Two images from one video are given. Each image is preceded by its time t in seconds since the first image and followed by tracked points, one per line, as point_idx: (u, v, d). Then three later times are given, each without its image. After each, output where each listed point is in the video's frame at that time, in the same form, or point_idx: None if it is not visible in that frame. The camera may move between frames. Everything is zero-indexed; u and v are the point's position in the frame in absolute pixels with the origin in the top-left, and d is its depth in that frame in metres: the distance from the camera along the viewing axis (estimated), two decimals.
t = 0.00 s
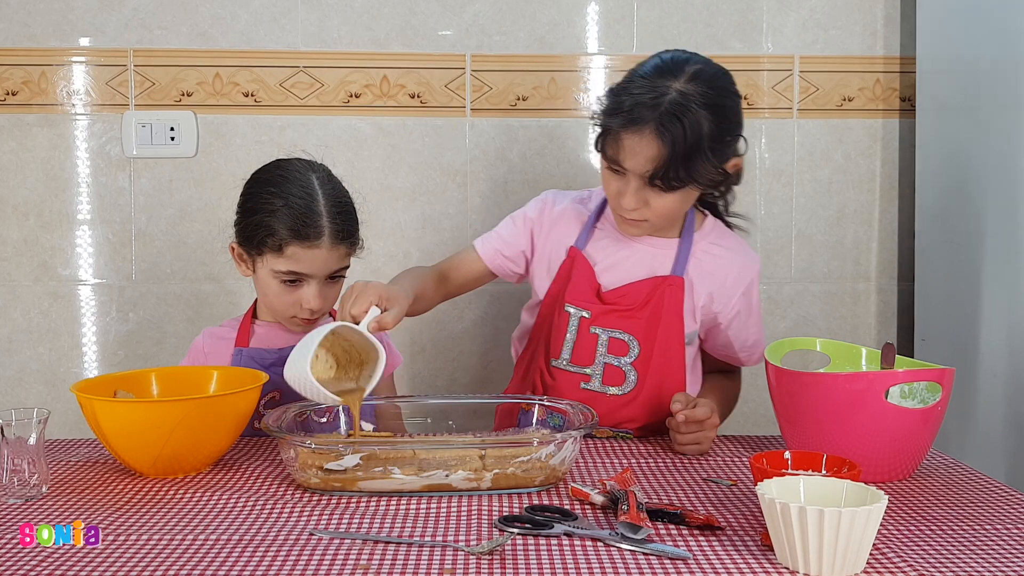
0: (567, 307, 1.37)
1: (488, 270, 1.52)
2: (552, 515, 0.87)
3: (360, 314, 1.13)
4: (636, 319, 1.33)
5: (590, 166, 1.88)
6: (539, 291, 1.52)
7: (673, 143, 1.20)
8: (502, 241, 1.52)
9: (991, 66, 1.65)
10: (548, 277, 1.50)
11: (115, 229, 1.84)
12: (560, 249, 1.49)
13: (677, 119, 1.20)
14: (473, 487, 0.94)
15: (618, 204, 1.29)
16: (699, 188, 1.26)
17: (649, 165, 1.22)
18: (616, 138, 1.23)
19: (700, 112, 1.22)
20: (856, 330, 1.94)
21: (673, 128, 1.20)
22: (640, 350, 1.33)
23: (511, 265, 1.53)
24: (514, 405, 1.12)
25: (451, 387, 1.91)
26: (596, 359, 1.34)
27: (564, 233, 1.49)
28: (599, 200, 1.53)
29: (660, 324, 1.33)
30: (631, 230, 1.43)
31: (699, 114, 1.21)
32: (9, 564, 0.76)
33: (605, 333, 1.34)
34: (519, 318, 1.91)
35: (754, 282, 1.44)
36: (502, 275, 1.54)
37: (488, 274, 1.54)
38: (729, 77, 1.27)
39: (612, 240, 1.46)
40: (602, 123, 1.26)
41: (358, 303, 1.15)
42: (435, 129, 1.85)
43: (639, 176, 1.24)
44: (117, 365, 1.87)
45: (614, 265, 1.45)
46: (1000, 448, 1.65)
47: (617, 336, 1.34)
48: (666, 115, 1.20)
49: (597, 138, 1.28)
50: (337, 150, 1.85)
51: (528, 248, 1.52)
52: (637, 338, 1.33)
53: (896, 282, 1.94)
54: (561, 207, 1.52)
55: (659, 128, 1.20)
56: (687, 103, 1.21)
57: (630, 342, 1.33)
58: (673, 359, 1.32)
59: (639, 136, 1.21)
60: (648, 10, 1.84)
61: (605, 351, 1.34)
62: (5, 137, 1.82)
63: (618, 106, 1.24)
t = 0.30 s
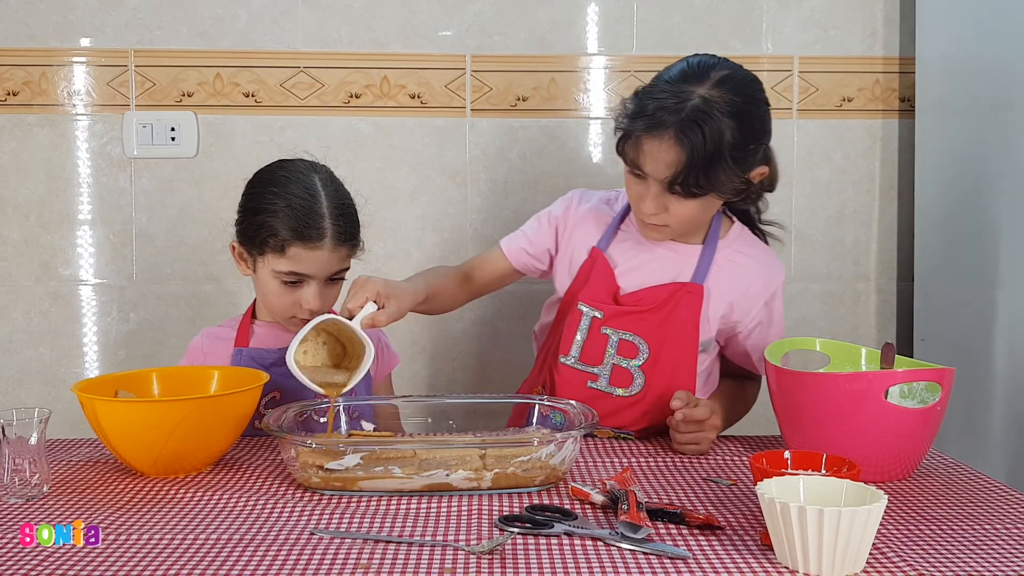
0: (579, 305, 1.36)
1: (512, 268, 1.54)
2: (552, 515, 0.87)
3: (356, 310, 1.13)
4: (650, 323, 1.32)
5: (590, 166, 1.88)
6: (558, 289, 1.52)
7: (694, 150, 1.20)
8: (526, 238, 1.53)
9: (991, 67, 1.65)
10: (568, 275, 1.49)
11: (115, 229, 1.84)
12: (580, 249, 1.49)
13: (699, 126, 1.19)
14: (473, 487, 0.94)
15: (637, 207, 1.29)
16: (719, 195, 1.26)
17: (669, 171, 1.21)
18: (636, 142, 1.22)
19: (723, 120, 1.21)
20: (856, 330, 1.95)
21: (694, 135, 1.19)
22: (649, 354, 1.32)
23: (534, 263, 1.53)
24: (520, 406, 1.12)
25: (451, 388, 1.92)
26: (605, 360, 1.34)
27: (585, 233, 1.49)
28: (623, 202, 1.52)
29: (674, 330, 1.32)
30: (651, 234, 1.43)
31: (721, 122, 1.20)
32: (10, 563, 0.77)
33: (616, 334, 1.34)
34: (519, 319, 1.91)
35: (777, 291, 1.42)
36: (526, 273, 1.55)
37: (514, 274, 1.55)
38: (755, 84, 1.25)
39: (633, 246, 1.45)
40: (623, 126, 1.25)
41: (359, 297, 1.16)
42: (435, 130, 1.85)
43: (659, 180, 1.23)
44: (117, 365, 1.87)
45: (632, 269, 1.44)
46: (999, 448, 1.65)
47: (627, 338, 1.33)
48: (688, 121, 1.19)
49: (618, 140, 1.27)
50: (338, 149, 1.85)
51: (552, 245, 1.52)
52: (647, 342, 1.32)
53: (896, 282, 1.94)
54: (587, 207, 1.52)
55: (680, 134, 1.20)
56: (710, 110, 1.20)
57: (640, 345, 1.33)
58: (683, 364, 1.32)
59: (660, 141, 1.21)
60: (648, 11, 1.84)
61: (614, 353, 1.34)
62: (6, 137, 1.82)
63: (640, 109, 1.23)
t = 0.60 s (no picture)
0: (584, 305, 1.36)
1: (529, 279, 1.54)
2: (552, 516, 0.87)
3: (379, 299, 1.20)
4: (655, 324, 1.32)
5: (590, 166, 1.88)
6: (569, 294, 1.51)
7: (700, 149, 1.19)
8: (537, 247, 1.53)
9: (992, 66, 1.64)
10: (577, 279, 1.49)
11: (114, 229, 1.84)
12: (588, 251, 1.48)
13: (705, 125, 1.18)
14: (474, 488, 0.94)
15: (645, 206, 1.29)
16: (727, 194, 1.25)
17: (675, 170, 1.21)
18: (642, 141, 1.22)
19: (730, 119, 1.20)
20: (856, 330, 1.94)
21: (699, 134, 1.18)
22: (653, 354, 1.32)
23: (546, 271, 1.53)
24: (523, 406, 1.12)
25: (451, 388, 1.91)
26: (609, 360, 1.34)
27: (593, 235, 1.49)
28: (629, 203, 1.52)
29: (679, 330, 1.31)
30: (659, 235, 1.42)
31: (728, 121, 1.19)
32: (8, 564, 0.76)
33: (619, 334, 1.33)
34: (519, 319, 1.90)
35: (785, 291, 1.41)
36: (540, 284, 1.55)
37: (535, 290, 1.56)
38: (763, 81, 1.24)
39: (639, 246, 1.45)
40: (630, 125, 1.25)
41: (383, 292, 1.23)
42: (435, 129, 1.85)
43: (665, 180, 1.23)
44: (116, 365, 1.87)
45: (638, 270, 1.43)
46: (1000, 448, 1.64)
47: (631, 338, 1.33)
48: (694, 120, 1.19)
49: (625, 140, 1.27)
50: (337, 149, 1.84)
51: (562, 250, 1.52)
52: (651, 342, 1.32)
53: (897, 282, 1.94)
54: (595, 208, 1.51)
55: (686, 133, 1.19)
56: (717, 109, 1.19)
57: (644, 345, 1.32)
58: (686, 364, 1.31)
59: (665, 140, 1.20)
60: (648, 10, 1.84)
61: (617, 353, 1.33)
62: (5, 136, 1.82)
63: (646, 109, 1.23)
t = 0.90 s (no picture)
0: (579, 303, 1.36)
1: (526, 283, 1.55)
2: (552, 515, 0.87)
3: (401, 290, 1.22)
4: (649, 319, 1.32)
5: (589, 167, 1.88)
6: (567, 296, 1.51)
7: (683, 142, 1.19)
8: (532, 252, 1.53)
9: (991, 67, 1.65)
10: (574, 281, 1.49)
11: (115, 229, 1.84)
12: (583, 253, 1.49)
13: (687, 118, 1.19)
14: (473, 487, 0.94)
15: (632, 202, 1.29)
16: (712, 187, 1.25)
17: (659, 164, 1.21)
18: (626, 137, 1.23)
19: (712, 112, 1.20)
20: (855, 330, 1.95)
21: (682, 127, 1.19)
22: (648, 349, 1.32)
23: (542, 276, 1.53)
24: (523, 406, 1.13)
25: (451, 387, 1.92)
26: (605, 356, 1.34)
27: (588, 236, 1.49)
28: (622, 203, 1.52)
29: (672, 325, 1.31)
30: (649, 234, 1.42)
31: (710, 114, 1.20)
32: (10, 564, 0.77)
33: (615, 330, 1.34)
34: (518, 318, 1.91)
35: (777, 283, 1.41)
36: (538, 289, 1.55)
37: (532, 294, 1.56)
38: (744, 75, 1.25)
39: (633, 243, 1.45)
40: (614, 123, 1.26)
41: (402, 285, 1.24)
42: (435, 130, 1.85)
43: (650, 174, 1.23)
44: (117, 365, 1.87)
45: (631, 267, 1.44)
46: (999, 448, 1.65)
47: (626, 334, 1.33)
48: (676, 114, 1.19)
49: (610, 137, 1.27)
50: (337, 150, 1.85)
51: (557, 254, 1.52)
52: (646, 338, 1.32)
53: (896, 282, 1.94)
54: (587, 210, 1.52)
55: (669, 127, 1.19)
56: (699, 102, 1.20)
57: (640, 341, 1.32)
58: (681, 359, 1.31)
59: (649, 135, 1.21)
60: (648, 11, 1.84)
61: (613, 349, 1.34)
62: (6, 137, 1.82)
63: (629, 105, 1.24)
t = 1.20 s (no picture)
0: (578, 303, 1.37)
1: (521, 282, 1.55)
2: (552, 514, 0.87)
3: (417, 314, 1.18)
4: (648, 318, 1.32)
5: (589, 166, 1.88)
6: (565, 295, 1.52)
7: (680, 141, 1.19)
8: (528, 251, 1.54)
9: (991, 67, 1.65)
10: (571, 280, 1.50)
11: (115, 229, 1.84)
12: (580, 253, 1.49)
13: (683, 118, 1.19)
14: (473, 486, 0.94)
15: (629, 201, 1.29)
16: (709, 186, 1.25)
17: (656, 163, 1.21)
18: (624, 136, 1.22)
19: (709, 112, 1.20)
20: (855, 330, 1.95)
21: (679, 127, 1.19)
22: (648, 349, 1.32)
23: (539, 275, 1.54)
24: (523, 405, 1.13)
25: (451, 387, 1.92)
26: (604, 356, 1.34)
27: (585, 236, 1.49)
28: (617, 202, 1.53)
29: (671, 325, 1.31)
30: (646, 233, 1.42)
31: (706, 113, 1.20)
32: (11, 563, 0.77)
33: (614, 330, 1.34)
34: (518, 318, 1.91)
35: (774, 282, 1.41)
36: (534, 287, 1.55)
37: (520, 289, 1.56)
38: (739, 75, 1.25)
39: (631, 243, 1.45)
40: (612, 122, 1.25)
41: (412, 308, 1.19)
42: (435, 130, 1.85)
43: (647, 173, 1.23)
44: (117, 365, 1.87)
45: (630, 267, 1.44)
46: (999, 448, 1.65)
47: (625, 334, 1.33)
48: (673, 113, 1.19)
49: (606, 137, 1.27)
50: (338, 150, 1.85)
51: (554, 253, 1.52)
52: (645, 338, 1.32)
53: (895, 282, 1.95)
54: (584, 210, 1.52)
55: (666, 126, 1.19)
56: (696, 102, 1.20)
57: (639, 341, 1.32)
58: (679, 358, 1.31)
59: (647, 134, 1.20)
60: (648, 11, 1.84)
61: (612, 349, 1.34)
62: (6, 137, 1.83)
63: (626, 104, 1.24)
